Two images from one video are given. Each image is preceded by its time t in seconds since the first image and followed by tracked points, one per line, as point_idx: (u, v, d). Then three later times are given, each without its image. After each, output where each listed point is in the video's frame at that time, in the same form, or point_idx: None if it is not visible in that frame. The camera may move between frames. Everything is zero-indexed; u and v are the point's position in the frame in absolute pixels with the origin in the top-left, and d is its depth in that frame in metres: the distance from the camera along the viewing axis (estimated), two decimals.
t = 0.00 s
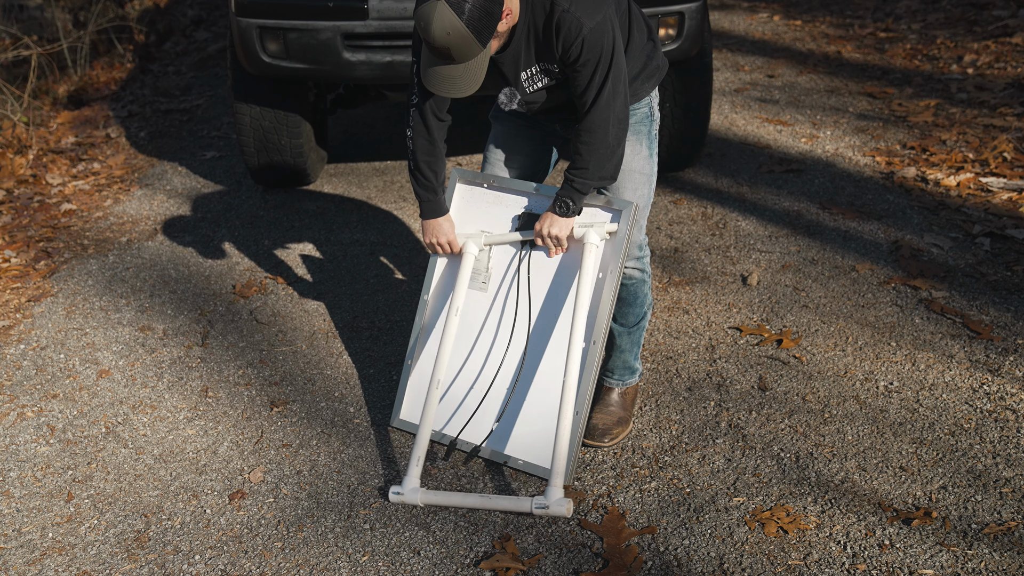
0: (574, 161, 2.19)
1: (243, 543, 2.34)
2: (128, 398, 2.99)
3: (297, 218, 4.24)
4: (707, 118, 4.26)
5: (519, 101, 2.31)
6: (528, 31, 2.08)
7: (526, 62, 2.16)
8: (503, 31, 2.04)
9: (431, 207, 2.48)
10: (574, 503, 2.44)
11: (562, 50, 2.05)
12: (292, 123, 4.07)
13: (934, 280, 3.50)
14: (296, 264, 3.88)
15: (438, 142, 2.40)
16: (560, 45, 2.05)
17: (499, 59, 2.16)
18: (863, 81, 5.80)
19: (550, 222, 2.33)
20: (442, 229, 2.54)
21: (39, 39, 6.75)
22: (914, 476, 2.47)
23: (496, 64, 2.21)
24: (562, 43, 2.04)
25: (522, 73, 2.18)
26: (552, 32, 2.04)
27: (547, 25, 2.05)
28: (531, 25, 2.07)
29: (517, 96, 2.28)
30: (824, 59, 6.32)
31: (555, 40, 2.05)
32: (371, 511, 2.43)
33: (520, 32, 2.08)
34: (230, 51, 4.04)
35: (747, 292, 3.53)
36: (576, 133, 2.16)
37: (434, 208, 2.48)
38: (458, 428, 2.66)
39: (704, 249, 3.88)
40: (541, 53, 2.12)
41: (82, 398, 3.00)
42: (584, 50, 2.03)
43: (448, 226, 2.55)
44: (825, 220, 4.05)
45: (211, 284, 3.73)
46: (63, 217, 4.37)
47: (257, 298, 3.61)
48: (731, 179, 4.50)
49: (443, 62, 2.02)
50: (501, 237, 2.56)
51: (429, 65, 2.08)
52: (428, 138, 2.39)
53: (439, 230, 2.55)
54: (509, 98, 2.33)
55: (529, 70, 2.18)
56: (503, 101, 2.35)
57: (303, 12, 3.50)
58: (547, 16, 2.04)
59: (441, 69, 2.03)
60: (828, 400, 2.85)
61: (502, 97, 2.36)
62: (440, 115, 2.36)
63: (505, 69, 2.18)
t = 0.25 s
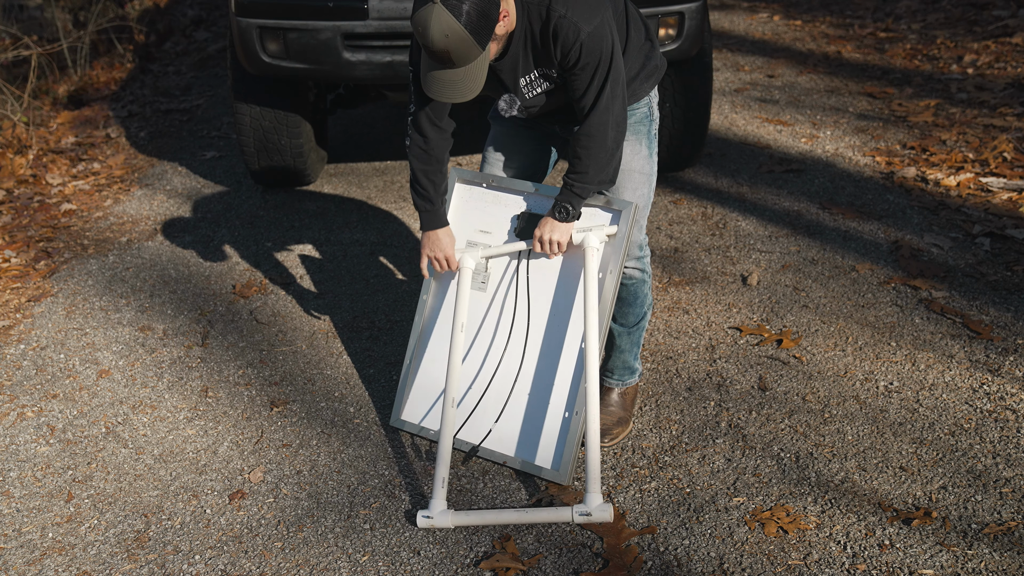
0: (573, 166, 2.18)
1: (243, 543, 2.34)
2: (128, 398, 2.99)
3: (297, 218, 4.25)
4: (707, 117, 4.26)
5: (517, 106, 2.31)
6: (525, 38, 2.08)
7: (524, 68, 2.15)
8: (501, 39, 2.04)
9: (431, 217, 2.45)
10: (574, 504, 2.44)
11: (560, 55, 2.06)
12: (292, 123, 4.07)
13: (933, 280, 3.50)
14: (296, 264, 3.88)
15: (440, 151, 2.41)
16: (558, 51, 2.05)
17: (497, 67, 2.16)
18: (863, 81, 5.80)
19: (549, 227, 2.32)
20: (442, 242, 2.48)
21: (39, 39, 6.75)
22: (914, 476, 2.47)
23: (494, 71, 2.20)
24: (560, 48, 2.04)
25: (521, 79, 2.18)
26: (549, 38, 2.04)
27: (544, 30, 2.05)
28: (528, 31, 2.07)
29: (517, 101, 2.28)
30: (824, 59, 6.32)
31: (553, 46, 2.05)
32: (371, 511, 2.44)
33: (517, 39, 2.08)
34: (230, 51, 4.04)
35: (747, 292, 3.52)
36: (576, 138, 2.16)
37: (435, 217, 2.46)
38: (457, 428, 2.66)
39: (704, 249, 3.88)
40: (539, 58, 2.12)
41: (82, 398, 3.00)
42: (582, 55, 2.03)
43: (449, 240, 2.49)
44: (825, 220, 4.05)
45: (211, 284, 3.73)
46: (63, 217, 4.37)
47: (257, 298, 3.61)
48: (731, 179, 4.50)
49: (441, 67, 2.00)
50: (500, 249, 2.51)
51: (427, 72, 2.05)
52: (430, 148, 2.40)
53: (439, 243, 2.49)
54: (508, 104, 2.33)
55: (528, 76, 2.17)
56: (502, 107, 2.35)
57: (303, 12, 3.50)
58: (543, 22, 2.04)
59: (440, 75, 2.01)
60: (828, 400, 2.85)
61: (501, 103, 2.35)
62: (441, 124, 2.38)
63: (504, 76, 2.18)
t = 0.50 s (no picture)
0: (573, 163, 2.20)
1: (243, 543, 2.33)
2: (128, 398, 2.99)
3: (297, 218, 4.25)
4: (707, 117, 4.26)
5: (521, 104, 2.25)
6: (528, 35, 2.08)
7: (528, 63, 2.14)
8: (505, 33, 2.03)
9: (424, 203, 2.45)
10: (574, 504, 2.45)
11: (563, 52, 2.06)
12: (292, 123, 4.07)
13: (933, 280, 3.50)
14: (296, 264, 3.88)
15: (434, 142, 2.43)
16: (560, 48, 2.05)
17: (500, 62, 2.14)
18: (863, 81, 5.80)
19: (541, 220, 2.30)
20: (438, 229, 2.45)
21: (39, 39, 6.75)
22: (914, 477, 2.47)
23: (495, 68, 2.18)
24: (563, 45, 2.04)
25: (525, 74, 2.16)
26: (552, 35, 2.04)
27: (546, 27, 2.04)
28: (531, 27, 2.07)
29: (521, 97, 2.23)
30: (824, 59, 6.32)
31: (555, 43, 2.05)
32: (371, 511, 2.44)
33: (520, 35, 2.07)
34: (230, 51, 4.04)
35: (747, 292, 3.53)
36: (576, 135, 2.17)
37: (428, 206, 2.46)
38: (457, 429, 2.66)
39: (704, 249, 3.88)
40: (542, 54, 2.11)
41: (82, 398, 3.00)
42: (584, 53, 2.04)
43: (446, 228, 2.46)
44: (825, 220, 4.05)
45: (211, 284, 3.73)
46: (63, 217, 4.37)
47: (257, 298, 3.61)
48: (731, 179, 4.50)
49: (458, 58, 1.93)
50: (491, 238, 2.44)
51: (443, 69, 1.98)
52: (423, 139, 2.42)
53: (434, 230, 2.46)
54: (512, 101, 2.25)
55: (532, 71, 2.15)
56: (505, 105, 2.27)
57: (303, 12, 3.50)
58: (546, 18, 2.03)
59: (458, 65, 1.94)
60: (828, 400, 2.85)
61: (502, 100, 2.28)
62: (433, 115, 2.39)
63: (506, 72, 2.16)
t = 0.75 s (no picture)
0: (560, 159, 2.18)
1: (243, 543, 2.33)
2: (128, 398, 2.99)
3: (297, 218, 4.25)
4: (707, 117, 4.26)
5: (527, 103, 2.22)
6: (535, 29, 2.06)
7: (535, 61, 2.10)
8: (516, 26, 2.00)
9: (420, 205, 2.45)
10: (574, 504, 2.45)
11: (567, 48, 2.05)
12: (292, 123, 4.07)
13: (933, 280, 3.50)
14: (296, 264, 3.88)
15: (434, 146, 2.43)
16: (566, 44, 2.04)
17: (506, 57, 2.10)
18: (863, 82, 5.80)
19: (530, 222, 2.26)
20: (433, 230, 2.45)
21: (39, 39, 6.75)
22: (914, 476, 2.47)
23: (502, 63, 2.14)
24: (569, 42, 2.03)
25: (533, 73, 2.12)
26: (559, 31, 2.03)
27: (554, 23, 2.03)
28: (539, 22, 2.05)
29: (528, 97, 2.20)
30: (824, 59, 6.32)
31: (560, 39, 2.04)
32: (371, 511, 2.44)
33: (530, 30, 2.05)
34: (230, 51, 4.04)
35: (747, 292, 3.53)
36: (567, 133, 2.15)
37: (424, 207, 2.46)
38: (457, 429, 2.65)
39: (704, 249, 3.88)
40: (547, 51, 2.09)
41: (82, 398, 3.00)
42: (588, 50, 2.03)
43: (440, 229, 2.45)
44: (825, 220, 4.05)
45: (211, 284, 3.73)
46: (63, 217, 4.37)
47: (257, 298, 3.61)
48: (731, 179, 4.51)
49: (479, 52, 1.91)
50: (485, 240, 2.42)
51: (462, 64, 1.94)
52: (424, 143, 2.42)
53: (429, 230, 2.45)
54: (518, 100, 2.22)
55: (540, 70, 2.12)
56: (512, 103, 2.23)
57: (303, 12, 3.50)
58: (555, 13, 2.02)
59: (479, 58, 1.91)
60: (828, 400, 2.85)
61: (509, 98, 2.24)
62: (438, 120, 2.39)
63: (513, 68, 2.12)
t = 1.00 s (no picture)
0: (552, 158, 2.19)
1: (243, 543, 2.33)
2: (128, 398, 2.99)
3: (297, 218, 4.25)
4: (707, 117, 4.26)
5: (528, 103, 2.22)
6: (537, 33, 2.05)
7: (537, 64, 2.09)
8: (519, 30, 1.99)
9: (407, 195, 2.48)
10: (574, 503, 2.44)
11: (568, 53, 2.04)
12: (292, 123, 4.07)
13: (934, 280, 3.50)
14: (296, 264, 3.87)
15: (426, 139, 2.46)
16: (568, 49, 2.03)
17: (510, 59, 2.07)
18: (863, 81, 5.80)
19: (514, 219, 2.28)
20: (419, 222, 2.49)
21: (40, 39, 6.75)
22: (914, 476, 2.47)
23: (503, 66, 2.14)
24: (571, 47, 2.02)
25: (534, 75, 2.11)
26: (562, 36, 2.02)
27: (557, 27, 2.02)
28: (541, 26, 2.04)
29: (527, 98, 2.21)
30: (824, 59, 6.32)
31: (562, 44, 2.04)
32: (371, 511, 2.44)
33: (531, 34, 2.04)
34: (230, 51, 4.04)
35: (747, 292, 3.53)
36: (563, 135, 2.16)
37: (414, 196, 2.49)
38: (458, 429, 2.66)
39: (704, 249, 3.88)
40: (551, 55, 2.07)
41: (82, 398, 3.00)
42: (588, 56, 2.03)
43: (425, 220, 2.50)
44: (825, 220, 4.05)
45: (211, 284, 3.73)
46: (63, 217, 4.37)
47: (257, 298, 3.61)
48: (731, 179, 4.50)
49: (489, 50, 1.91)
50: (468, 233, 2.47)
51: (471, 64, 1.94)
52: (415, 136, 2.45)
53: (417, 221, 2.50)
54: (518, 100, 2.22)
55: (540, 73, 2.11)
56: (512, 103, 2.24)
57: (303, 12, 3.50)
58: (559, 17, 2.01)
59: (489, 57, 1.91)
60: (828, 400, 2.85)
61: (511, 99, 2.23)
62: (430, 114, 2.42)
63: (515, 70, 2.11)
